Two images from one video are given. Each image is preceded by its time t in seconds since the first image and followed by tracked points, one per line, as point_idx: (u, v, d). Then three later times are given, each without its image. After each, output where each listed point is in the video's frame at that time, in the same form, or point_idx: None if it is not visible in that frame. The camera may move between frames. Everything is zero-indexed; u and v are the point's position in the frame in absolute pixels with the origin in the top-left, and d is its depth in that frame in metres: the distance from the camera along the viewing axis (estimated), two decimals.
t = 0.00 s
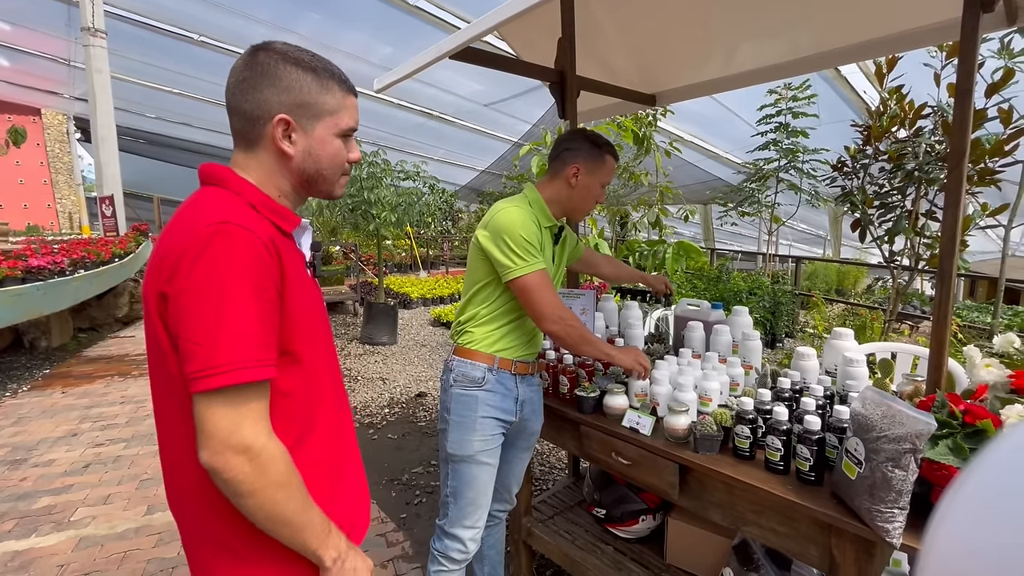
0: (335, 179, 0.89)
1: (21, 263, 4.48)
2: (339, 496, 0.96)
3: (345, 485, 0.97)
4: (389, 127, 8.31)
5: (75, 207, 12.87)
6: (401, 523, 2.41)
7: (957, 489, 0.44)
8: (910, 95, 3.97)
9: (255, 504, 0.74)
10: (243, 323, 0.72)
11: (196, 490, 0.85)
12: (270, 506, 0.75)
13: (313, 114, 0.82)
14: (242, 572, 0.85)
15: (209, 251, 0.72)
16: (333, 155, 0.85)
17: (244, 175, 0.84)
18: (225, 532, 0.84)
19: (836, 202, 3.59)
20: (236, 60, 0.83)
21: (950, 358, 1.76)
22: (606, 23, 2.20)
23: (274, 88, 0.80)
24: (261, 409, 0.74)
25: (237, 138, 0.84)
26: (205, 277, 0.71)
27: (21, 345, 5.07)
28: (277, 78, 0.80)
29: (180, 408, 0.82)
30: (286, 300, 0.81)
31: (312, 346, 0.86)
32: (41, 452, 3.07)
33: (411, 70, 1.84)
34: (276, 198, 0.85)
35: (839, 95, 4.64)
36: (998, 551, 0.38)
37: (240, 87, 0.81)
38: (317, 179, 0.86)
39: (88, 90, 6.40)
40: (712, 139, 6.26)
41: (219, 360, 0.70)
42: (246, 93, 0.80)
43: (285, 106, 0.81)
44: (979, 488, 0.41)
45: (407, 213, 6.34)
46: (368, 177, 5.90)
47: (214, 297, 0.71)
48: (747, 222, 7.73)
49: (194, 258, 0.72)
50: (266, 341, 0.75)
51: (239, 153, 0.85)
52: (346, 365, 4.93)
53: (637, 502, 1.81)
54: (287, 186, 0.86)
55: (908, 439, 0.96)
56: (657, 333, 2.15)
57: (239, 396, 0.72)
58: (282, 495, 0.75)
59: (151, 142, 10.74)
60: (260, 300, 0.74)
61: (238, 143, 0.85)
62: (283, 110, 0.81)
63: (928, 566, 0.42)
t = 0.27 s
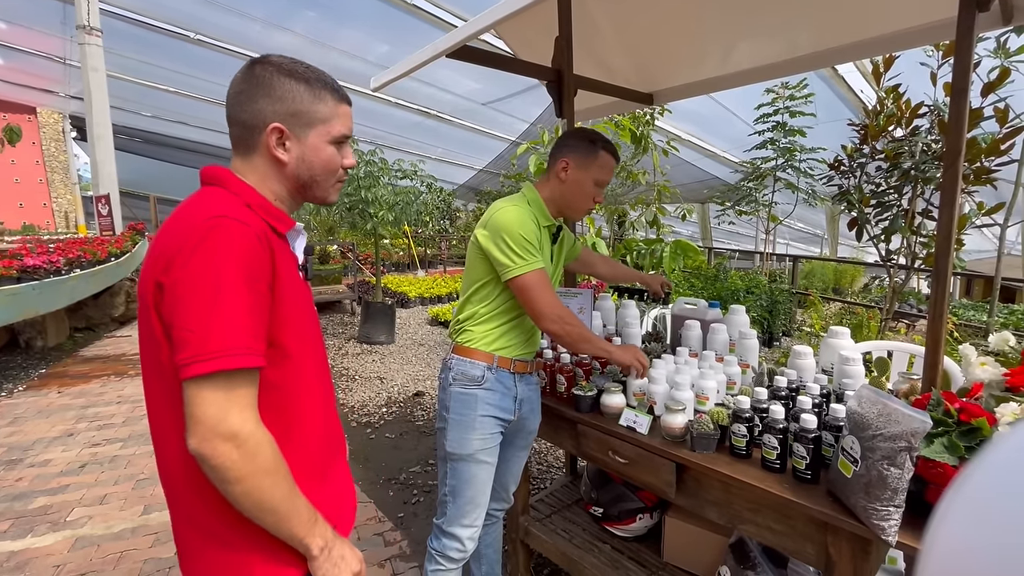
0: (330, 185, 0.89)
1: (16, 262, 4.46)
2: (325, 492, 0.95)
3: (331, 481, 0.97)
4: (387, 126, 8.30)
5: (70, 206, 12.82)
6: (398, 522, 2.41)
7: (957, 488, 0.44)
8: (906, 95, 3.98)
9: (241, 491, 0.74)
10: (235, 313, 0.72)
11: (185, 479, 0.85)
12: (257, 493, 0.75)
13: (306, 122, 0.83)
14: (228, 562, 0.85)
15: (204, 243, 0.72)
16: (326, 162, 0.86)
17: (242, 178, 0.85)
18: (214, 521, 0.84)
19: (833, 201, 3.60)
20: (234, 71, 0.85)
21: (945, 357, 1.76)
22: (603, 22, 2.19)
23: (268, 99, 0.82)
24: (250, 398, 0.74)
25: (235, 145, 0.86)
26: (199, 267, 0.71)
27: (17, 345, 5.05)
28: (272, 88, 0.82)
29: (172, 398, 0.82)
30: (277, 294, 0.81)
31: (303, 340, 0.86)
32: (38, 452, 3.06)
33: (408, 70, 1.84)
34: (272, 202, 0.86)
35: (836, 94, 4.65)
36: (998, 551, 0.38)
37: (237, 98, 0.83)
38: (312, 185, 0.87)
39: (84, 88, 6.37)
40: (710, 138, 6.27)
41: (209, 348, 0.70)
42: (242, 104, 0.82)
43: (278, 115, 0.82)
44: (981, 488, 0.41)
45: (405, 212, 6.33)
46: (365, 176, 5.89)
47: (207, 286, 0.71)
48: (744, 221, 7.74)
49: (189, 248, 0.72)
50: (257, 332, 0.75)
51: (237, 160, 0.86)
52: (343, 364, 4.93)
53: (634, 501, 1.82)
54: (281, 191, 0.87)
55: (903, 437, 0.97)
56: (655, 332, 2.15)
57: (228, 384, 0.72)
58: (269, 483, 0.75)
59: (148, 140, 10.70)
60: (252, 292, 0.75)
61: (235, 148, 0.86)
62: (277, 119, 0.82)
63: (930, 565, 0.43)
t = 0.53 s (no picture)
0: (311, 184, 0.88)
1: (10, 261, 4.44)
2: (330, 487, 0.95)
3: (335, 476, 0.97)
4: (383, 125, 8.28)
5: (65, 205, 12.75)
6: (395, 521, 2.40)
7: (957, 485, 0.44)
8: (902, 94, 3.99)
9: (246, 485, 0.74)
10: (229, 308, 0.72)
11: (185, 478, 0.85)
12: (262, 486, 0.75)
13: (285, 120, 0.83)
14: (236, 560, 0.85)
15: (194, 240, 0.72)
16: (306, 160, 0.85)
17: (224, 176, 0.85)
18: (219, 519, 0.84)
19: (829, 200, 3.61)
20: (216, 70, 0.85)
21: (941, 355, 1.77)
22: (599, 20, 2.19)
23: (245, 97, 0.81)
24: (251, 393, 0.75)
25: (219, 144, 0.86)
26: (191, 263, 0.71)
27: (12, 344, 5.02)
28: (250, 86, 0.81)
29: (167, 397, 0.82)
30: (271, 290, 0.81)
31: (298, 336, 0.86)
32: (32, 452, 3.05)
33: (404, 68, 1.83)
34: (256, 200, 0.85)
35: (832, 93, 4.66)
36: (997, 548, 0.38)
37: (217, 97, 0.82)
38: (292, 184, 0.86)
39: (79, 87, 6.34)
40: (706, 137, 6.27)
41: (206, 344, 0.70)
42: (220, 102, 0.82)
43: (256, 114, 0.81)
44: (980, 485, 0.41)
45: (401, 211, 6.32)
46: (362, 174, 5.87)
47: (199, 282, 0.71)
48: (741, 220, 7.75)
49: (181, 245, 0.72)
50: (254, 327, 0.75)
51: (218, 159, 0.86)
52: (340, 364, 4.92)
53: (631, 499, 1.82)
54: (262, 190, 0.86)
55: (897, 435, 0.97)
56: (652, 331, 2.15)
57: (226, 379, 0.72)
58: (272, 475, 0.75)
59: (143, 139, 10.65)
60: (246, 288, 0.75)
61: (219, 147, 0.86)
62: (254, 117, 0.81)
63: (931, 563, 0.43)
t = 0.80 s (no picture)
0: (297, 182, 0.87)
1: (1, 260, 4.40)
2: (331, 485, 0.94)
3: (336, 473, 0.96)
4: (378, 123, 8.26)
5: (56, 203, 12.64)
6: (391, 520, 2.40)
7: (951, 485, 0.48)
8: (895, 94, 4.02)
9: (239, 484, 0.73)
10: (213, 307, 0.71)
11: (182, 481, 0.84)
12: (255, 485, 0.74)
13: (269, 118, 0.82)
14: (237, 560, 0.84)
15: (177, 240, 0.72)
16: (291, 159, 0.84)
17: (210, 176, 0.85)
18: (220, 521, 0.84)
19: (823, 199, 3.63)
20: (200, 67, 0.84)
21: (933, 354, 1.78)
22: (595, 19, 2.19)
23: (228, 95, 0.80)
24: (240, 392, 0.74)
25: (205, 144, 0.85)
26: (174, 264, 0.71)
27: (3, 344, 4.98)
28: (233, 84, 0.80)
29: (159, 402, 0.82)
30: (257, 288, 0.80)
31: (289, 334, 0.86)
32: (25, 452, 3.03)
33: (399, 66, 1.83)
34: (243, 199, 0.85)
35: (827, 93, 4.68)
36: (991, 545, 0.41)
37: (200, 95, 0.82)
38: (277, 183, 0.86)
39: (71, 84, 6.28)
40: (702, 136, 6.29)
41: (190, 344, 0.70)
42: (203, 101, 0.81)
43: (240, 113, 0.81)
44: (971, 483, 0.45)
45: (397, 210, 6.31)
46: (357, 173, 5.85)
47: (181, 282, 0.70)
48: (736, 219, 7.78)
49: (164, 246, 0.72)
50: (239, 324, 0.74)
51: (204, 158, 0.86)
52: (336, 363, 4.91)
53: (626, 498, 1.82)
54: (248, 189, 0.86)
55: (891, 433, 0.98)
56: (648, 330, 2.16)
57: (213, 380, 0.71)
58: (266, 474, 0.75)
59: (136, 137, 10.58)
60: (230, 286, 0.74)
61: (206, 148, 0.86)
62: (238, 116, 0.81)
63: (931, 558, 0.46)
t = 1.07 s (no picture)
0: (284, 179, 0.87)
1: None
2: (334, 485, 0.93)
3: (339, 473, 0.95)
4: (372, 121, 8.23)
5: (44, 200, 12.51)
6: (385, 520, 2.40)
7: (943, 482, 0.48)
8: (886, 94, 4.05)
9: (240, 488, 0.73)
10: (207, 308, 0.71)
11: (185, 486, 0.84)
12: (255, 488, 0.74)
13: (249, 114, 0.81)
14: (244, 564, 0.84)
15: (168, 242, 0.71)
16: (275, 156, 0.84)
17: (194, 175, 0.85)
18: (224, 526, 0.83)
19: (815, 198, 3.66)
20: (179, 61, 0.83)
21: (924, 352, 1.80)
22: (588, 18, 2.19)
23: (206, 91, 0.79)
24: (237, 395, 0.73)
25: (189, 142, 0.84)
26: (166, 267, 0.70)
27: None
28: (211, 80, 0.79)
29: (155, 406, 0.81)
30: (252, 288, 0.79)
31: (285, 333, 0.85)
32: (13, 453, 3.00)
33: (393, 63, 1.82)
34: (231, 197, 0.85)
35: (819, 93, 4.71)
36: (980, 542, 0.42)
37: (179, 91, 0.81)
38: (264, 180, 0.85)
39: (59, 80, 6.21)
40: (696, 135, 6.32)
41: (184, 347, 0.69)
42: (182, 98, 0.80)
43: (219, 110, 0.80)
44: (960, 478, 0.45)
45: (391, 208, 6.29)
46: (351, 171, 5.82)
47: (174, 284, 0.70)
48: (729, 218, 7.82)
49: (155, 249, 0.71)
50: (233, 326, 0.73)
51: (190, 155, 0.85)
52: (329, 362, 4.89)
53: (620, 496, 1.83)
54: (232, 188, 0.85)
55: (881, 431, 0.98)
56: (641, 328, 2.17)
57: (209, 383, 0.71)
58: (268, 476, 0.74)
59: (127, 134, 10.47)
60: (223, 288, 0.73)
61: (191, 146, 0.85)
62: (217, 113, 0.80)
63: (921, 556, 0.47)
